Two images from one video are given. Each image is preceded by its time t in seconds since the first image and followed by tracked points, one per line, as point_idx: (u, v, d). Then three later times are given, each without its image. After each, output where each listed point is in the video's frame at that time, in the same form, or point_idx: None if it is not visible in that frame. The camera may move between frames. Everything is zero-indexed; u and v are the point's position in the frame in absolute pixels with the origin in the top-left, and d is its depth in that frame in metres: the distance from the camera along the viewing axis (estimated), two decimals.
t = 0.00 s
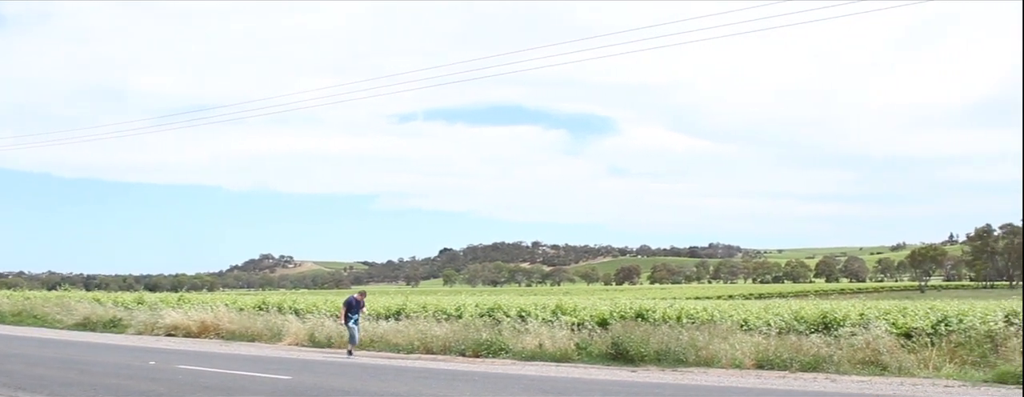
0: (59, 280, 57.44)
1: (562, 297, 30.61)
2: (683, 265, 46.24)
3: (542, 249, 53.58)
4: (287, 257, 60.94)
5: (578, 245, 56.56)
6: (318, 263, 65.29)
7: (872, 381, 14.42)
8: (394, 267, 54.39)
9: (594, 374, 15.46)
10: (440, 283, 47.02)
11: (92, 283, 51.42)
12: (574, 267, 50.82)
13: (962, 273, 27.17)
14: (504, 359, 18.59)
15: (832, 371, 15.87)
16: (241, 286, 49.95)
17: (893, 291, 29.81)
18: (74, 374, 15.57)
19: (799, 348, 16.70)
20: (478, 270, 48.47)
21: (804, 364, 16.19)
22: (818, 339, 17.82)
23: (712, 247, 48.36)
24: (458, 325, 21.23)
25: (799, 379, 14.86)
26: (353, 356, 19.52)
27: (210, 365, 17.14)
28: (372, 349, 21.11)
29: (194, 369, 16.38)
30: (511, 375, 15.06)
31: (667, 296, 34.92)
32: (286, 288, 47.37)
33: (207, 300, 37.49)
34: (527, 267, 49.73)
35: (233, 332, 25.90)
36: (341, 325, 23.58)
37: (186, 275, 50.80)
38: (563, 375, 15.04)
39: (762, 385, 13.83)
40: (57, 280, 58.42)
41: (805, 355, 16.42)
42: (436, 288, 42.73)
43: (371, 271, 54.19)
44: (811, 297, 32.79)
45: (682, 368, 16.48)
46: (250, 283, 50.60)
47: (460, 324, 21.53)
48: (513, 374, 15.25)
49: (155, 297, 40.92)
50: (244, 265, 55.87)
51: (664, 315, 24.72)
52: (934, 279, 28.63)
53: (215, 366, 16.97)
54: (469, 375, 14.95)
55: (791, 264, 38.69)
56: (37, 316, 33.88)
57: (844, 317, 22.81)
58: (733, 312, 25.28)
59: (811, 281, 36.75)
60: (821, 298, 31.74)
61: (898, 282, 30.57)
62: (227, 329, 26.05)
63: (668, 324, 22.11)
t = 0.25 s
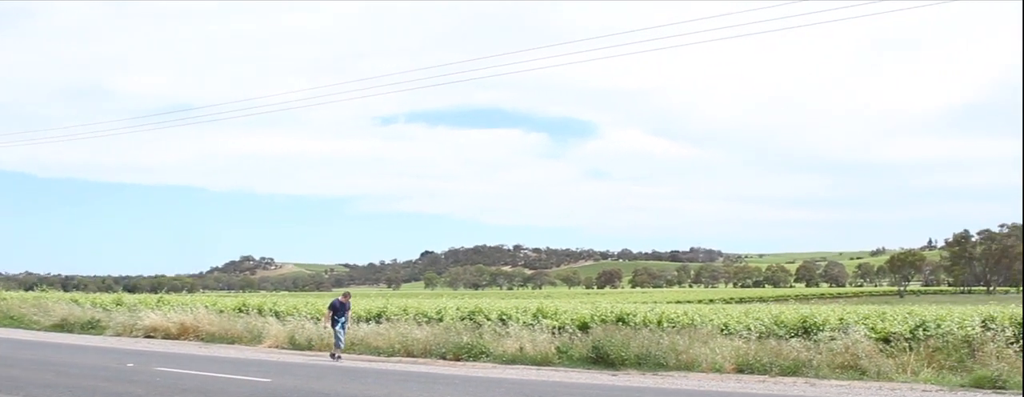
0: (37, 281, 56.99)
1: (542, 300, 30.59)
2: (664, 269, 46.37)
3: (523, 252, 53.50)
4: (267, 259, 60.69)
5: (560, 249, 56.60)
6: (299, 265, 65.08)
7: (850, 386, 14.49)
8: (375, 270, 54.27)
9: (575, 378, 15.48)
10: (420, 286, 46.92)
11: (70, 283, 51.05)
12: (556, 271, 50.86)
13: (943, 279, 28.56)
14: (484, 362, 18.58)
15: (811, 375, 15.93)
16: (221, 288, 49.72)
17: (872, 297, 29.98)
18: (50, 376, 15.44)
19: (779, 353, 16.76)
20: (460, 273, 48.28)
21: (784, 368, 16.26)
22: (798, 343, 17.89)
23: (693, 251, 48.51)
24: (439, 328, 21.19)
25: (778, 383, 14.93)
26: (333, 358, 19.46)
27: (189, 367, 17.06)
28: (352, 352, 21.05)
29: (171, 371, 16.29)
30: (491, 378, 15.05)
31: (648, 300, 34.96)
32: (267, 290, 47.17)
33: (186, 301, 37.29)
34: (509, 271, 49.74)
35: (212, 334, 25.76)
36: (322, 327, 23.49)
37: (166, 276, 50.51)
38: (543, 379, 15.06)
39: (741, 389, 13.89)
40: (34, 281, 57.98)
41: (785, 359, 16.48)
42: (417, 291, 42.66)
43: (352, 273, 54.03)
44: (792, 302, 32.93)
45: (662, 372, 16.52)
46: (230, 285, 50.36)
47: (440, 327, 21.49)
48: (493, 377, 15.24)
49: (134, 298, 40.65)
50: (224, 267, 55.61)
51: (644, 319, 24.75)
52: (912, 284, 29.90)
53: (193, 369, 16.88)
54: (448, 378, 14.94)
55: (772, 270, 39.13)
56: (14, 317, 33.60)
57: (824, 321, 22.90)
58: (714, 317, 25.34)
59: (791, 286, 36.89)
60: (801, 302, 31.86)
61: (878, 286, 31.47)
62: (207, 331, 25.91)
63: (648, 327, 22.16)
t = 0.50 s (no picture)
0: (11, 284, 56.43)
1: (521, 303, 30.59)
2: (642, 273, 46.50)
3: (502, 256, 53.49)
4: (245, 263, 60.37)
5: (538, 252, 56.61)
6: (276, 269, 64.80)
7: (826, 388, 14.59)
8: (353, 273, 54.08)
9: (552, 381, 15.50)
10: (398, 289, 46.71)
11: (45, 286, 50.59)
12: (534, 274, 50.88)
13: (918, 282, 29.07)
14: (462, 365, 18.58)
15: (788, 378, 16.03)
16: (198, 291, 49.42)
17: (848, 300, 30.18)
18: (23, 381, 15.31)
19: (756, 355, 16.84)
20: (438, 276, 48.03)
21: (761, 371, 16.35)
22: (774, 346, 17.99)
23: (671, 255, 48.66)
24: (417, 331, 21.15)
25: (755, 386, 15.01)
26: (309, 363, 19.39)
27: (165, 371, 16.95)
28: (329, 356, 20.97)
29: (146, 376, 16.18)
30: (469, 382, 15.04)
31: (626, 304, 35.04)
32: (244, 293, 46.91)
33: (162, 305, 37.05)
34: (487, 274, 49.72)
35: (188, 338, 25.60)
36: (299, 331, 23.39)
37: (142, 279, 50.14)
38: (521, 382, 15.07)
39: (717, 392, 13.95)
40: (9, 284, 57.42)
41: (761, 362, 16.56)
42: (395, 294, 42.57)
43: (330, 277, 53.81)
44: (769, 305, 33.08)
45: (640, 375, 16.56)
46: (207, 288, 50.06)
47: (419, 330, 21.45)
48: (470, 381, 15.24)
49: (109, 302, 40.31)
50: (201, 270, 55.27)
51: (622, 322, 24.80)
52: (890, 287, 30.40)
53: (168, 373, 16.77)
54: (425, 382, 14.92)
55: (749, 272, 39.45)
56: None
57: (800, 324, 23.03)
58: (691, 320, 25.42)
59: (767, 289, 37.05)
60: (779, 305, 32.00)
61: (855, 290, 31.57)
62: (183, 335, 25.75)
63: (626, 330, 22.21)
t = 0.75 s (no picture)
0: None
1: (496, 306, 30.57)
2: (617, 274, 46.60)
3: (477, 258, 53.42)
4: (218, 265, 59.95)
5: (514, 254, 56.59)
6: (251, 271, 64.40)
7: (800, 389, 14.70)
8: (328, 275, 53.84)
9: (527, 383, 15.53)
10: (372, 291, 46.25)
11: (15, 290, 50.02)
12: (510, 276, 50.88)
13: (890, 284, 29.46)
14: (437, 368, 18.55)
15: (761, 379, 16.12)
16: (171, 294, 49.03)
17: (822, 301, 30.41)
18: None
19: (730, 357, 16.92)
20: (413, 278, 47.86)
21: (735, 372, 16.43)
22: (748, 347, 18.09)
23: (646, 257, 48.81)
24: (392, 334, 21.10)
25: (729, 387, 15.09)
26: (283, 366, 19.30)
27: (137, 375, 16.82)
28: (304, 358, 20.88)
29: (118, 379, 16.05)
30: (444, 384, 15.04)
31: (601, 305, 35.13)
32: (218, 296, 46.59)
33: (134, 308, 36.74)
34: (463, 276, 49.66)
35: (161, 341, 25.40)
36: (273, 333, 23.27)
37: (114, 282, 49.69)
38: (496, 384, 15.09)
39: (691, 393, 14.03)
40: None
41: (735, 363, 16.65)
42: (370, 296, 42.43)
43: (305, 279, 53.54)
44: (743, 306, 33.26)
45: (615, 377, 16.60)
46: (181, 291, 49.68)
47: (394, 333, 21.39)
48: (445, 383, 15.23)
49: (81, 305, 39.93)
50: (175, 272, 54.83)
51: (597, 324, 24.85)
52: (862, 289, 30.76)
53: (141, 376, 16.65)
54: (400, 384, 14.90)
55: (724, 274, 39.69)
56: None
57: (774, 326, 23.16)
58: (666, 321, 25.51)
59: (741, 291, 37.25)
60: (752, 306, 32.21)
61: (828, 291, 31.89)
62: (156, 338, 25.55)
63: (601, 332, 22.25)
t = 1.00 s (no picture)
0: None
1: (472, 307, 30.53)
2: (593, 276, 46.72)
3: (453, 259, 53.30)
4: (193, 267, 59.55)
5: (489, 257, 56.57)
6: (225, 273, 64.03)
7: (775, 391, 14.77)
8: (304, 277, 53.58)
9: (502, 385, 15.51)
10: (349, 293, 45.62)
11: None
12: (486, 278, 50.81)
13: (863, 286, 29.75)
14: (412, 370, 18.51)
15: (736, 381, 16.20)
16: (145, 296, 48.66)
17: (796, 302, 30.61)
18: None
19: (705, 358, 17.00)
20: (389, 280, 47.52)
21: (710, 374, 16.50)
22: (723, 349, 18.19)
23: (622, 258, 48.98)
24: (367, 336, 21.04)
25: (703, 389, 15.16)
26: (258, 368, 19.19)
27: (109, 378, 16.69)
28: (279, 361, 20.73)
29: (90, 382, 15.90)
30: (419, 386, 15.00)
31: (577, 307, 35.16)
32: (192, 298, 46.28)
33: (107, 310, 36.41)
34: (439, 278, 49.57)
35: (134, 343, 25.19)
36: (248, 336, 23.13)
37: (87, 284, 49.24)
38: (472, 386, 15.07)
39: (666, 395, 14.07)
40: None
41: (710, 365, 16.72)
42: (346, 298, 42.26)
43: (280, 281, 53.25)
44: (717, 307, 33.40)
45: (591, 379, 16.63)
46: (154, 293, 49.30)
47: (369, 334, 21.33)
48: (420, 385, 15.19)
49: (52, 308, 39.52)
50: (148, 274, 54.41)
51: (572, 325, 24.88)
52: (836, 291, 31.04)
53: (113, 379, 16.51)
54: (375, 386, 14.84)
55: (699, 276, 39.86)
56: None
57: (749, 327, 23.27)
58: (641, 323, 25.57)
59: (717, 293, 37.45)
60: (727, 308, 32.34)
61: (803, 294, 32.44)
62: (128, 340, 25.34)
63: (576, 334, 22.28)
